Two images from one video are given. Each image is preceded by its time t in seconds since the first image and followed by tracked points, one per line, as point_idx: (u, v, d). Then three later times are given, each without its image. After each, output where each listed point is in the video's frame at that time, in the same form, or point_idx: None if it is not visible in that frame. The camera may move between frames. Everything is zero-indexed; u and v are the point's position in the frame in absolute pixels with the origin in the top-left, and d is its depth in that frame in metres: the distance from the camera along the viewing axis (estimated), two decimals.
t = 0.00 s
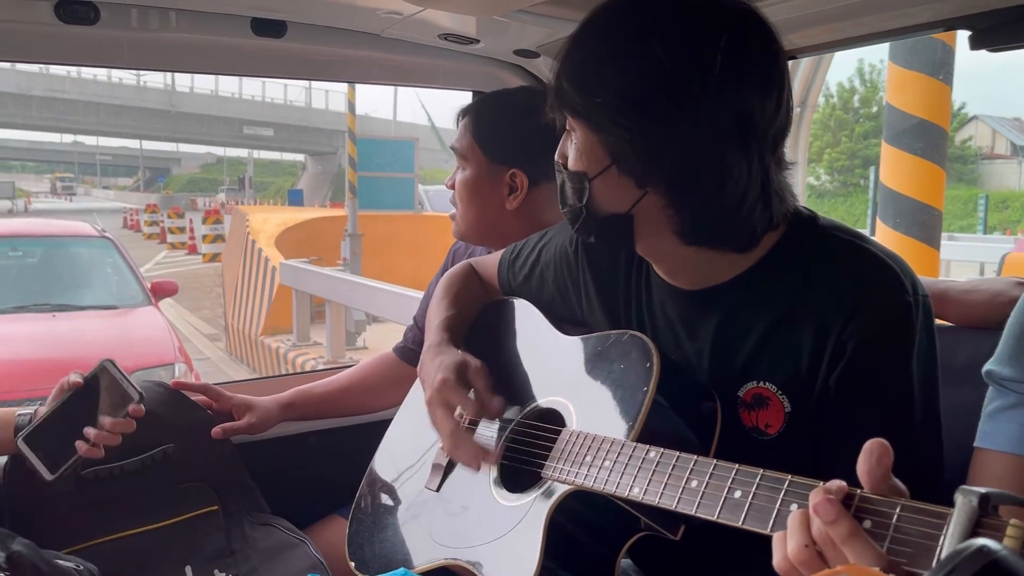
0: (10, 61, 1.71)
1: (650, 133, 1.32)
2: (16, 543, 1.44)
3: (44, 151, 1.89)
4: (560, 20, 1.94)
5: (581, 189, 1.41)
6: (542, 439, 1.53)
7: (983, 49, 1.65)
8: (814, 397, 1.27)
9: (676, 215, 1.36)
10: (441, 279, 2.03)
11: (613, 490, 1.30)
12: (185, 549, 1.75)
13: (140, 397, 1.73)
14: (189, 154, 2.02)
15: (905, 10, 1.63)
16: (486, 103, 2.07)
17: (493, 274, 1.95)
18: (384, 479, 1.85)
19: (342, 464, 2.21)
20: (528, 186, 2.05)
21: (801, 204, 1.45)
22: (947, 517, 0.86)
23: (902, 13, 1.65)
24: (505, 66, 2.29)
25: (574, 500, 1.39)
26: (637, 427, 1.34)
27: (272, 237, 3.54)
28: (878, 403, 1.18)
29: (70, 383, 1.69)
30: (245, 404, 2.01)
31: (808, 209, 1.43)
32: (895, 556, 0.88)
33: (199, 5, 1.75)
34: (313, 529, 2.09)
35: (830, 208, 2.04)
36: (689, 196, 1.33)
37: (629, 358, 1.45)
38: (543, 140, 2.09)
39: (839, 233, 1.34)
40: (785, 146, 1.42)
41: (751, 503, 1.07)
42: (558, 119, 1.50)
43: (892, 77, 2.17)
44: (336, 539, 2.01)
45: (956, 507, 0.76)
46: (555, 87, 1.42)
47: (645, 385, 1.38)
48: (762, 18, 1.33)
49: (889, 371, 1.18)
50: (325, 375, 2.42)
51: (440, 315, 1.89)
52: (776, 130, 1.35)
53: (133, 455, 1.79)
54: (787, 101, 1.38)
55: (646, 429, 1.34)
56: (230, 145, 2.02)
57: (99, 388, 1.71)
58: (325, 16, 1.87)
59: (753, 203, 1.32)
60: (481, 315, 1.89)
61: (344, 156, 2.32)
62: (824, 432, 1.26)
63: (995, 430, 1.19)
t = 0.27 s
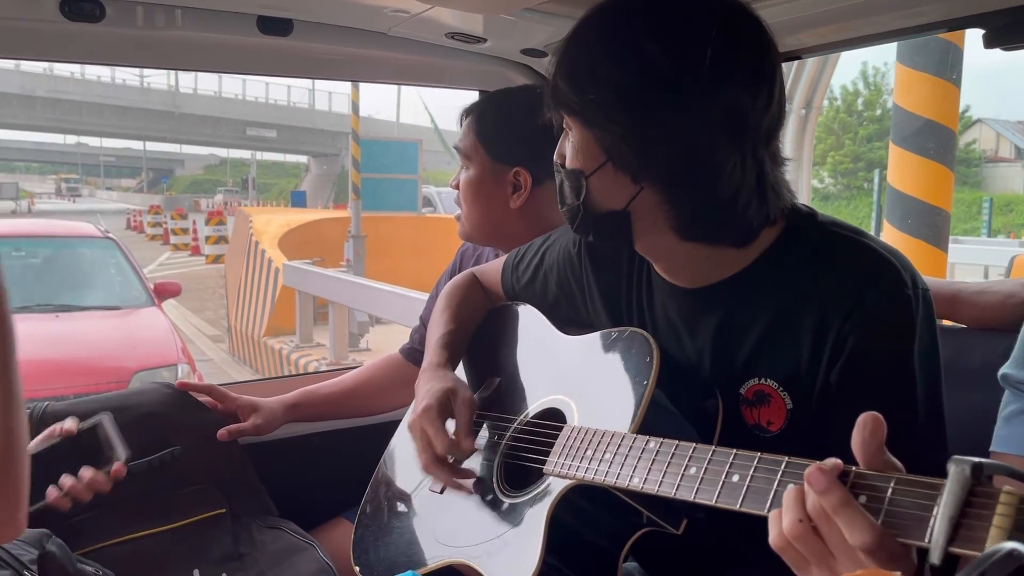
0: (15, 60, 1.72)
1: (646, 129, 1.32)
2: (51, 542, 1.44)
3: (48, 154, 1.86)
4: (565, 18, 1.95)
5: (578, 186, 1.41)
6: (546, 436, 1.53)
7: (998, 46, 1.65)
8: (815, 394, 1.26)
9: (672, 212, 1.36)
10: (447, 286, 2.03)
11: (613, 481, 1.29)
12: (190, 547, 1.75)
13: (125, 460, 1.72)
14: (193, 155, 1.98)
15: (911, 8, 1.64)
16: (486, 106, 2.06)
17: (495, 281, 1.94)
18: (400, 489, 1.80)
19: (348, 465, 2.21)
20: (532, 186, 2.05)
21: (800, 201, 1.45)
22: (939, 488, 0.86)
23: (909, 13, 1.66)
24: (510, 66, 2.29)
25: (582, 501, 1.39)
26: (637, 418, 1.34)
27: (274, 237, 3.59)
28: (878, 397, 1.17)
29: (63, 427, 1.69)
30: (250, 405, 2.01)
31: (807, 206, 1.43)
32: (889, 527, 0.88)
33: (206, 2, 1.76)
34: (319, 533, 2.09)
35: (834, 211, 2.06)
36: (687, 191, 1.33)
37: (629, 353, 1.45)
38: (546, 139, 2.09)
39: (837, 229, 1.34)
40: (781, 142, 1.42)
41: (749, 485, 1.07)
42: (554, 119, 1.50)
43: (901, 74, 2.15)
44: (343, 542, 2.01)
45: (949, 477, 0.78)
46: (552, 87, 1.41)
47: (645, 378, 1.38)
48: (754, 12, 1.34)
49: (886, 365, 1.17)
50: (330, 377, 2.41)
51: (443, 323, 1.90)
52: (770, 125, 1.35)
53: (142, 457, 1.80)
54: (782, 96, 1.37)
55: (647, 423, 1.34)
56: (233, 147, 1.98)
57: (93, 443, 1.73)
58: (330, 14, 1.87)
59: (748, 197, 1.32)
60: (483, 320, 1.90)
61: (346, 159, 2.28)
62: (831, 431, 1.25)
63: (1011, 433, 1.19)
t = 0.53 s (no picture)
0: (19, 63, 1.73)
1: (645, 135, 1.32)
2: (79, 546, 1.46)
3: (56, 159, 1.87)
4: (567, 24, 1.96)
5: (578, 192, 1.41)
6: (545, 441, 1.53)
7: (993, 55, 1.65)
8: (815, 401, 1.27)
9: (671, 217, 1.36)
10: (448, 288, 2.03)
11: (613, 485, 1.30)
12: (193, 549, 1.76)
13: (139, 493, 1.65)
14: (195, 157, 1.96)
15: (912, 15, 1.64)
16: (487, 109, 2.06)
17: (497, 284, 1.96)
18: (397, 490, 1.81)
19: (347, 468, 2.21)
20: (533, 191, 2.06)
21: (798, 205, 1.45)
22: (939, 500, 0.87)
23: (910, 21, 1.66)
24: (511, 71, 2.30)
25: (581, 505, 1.40)
26: (637, 424, 1.36)
27: (277, 239, 3.44)
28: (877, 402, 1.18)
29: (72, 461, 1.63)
30: (252, 407, 2.02)
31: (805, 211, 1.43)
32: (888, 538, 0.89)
33: (209, 7, 1.77)
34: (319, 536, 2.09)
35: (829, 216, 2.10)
36: (687, 197, 1.34)
37: (630, 357, 1.46)
38: (549, 144, 2.10)
39: (835, 234, 1.34)
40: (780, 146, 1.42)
41: (748, 494, 1.08)
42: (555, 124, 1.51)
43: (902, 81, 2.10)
44: (342, 545, 2.02)
45: (948, 489, 0.79)
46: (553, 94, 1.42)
47: (646, 384, 1.39)
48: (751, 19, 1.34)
49: (887, 370, 1.17)
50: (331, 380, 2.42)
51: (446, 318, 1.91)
52: (769, 131, 1.36)
53: (154, 458, 1.81)
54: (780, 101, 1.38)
55: (646, 427, 1.35)
56: (236, 149, 1.97)
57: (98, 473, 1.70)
58: (333, 19, 1.88)
59: (747, 203, 1.33)
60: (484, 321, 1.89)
61: (348, 163, 2.30)
62: (828, 436, 1.26)
63: (1005, 438, 1.20)
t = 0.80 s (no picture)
0: (22, 66, 1.73)
1: (661, 143, 1.32)
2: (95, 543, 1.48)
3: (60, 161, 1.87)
4: (570, 30, 1.96)
5: (593, 196, 1.42)
6: (549, 448, 1.53)
7: (995, 62, 1.65)
8: (821, 410, 1.27)
9: (684, 225, 1.37)
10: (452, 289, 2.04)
11: (619, 494, 1.30)
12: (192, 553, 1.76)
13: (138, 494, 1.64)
14: (200, 160, 2.02)
15: (914, 22, 1.64)
16: (494, 113, 2.07)
17: (502, 283, 1.96)
18: (395, 491, 1.82)
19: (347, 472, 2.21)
20: (536, 195, 2.07)
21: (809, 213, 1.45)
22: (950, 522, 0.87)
23: (912, 28, 1.67)
24: (513, 76, 2.30)
25: (582, 512, 1.40)
26: (643, 433, 1.35)
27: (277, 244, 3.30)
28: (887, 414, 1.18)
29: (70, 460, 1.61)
30: (253, 409, 2.02)
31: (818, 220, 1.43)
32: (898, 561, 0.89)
33: (212, 11, 1.77)
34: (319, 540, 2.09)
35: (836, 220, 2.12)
36: (699, 205, 1.34)
37: (636, 365, 1.45)
38: (555, 149, 2.10)
39: (846, 243, 1.34)
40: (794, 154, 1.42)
41: (756, 508, 1.07)
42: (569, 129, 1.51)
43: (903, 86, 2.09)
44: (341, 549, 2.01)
45: (959, 512, 0.79)
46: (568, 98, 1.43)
47: (652, 392, 1.39)
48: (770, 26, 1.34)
49: (894, 382, 1.18)
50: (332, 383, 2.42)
51: (450, 323, 1.91)
52: (785, 140, 1.36)
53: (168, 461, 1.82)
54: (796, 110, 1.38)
55: (652, 435, 1.34)
56: (239, 152, 2.01)
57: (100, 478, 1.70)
58: (336, 23, 1.88)
59: (761, 213, 1.33)
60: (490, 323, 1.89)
61: (352, 165, 2.28)
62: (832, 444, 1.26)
63: (1004, 444, 1.20)
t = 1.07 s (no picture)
0: (22, 67, 1.73)
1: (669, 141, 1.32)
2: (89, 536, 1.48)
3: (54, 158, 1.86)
4: (570, 31, 1.95)
5: (598, 193, 1.40)
6: (547, 450, 1.52)
7: (998, 65, 1.64)
8: (823, 414, 1.27)
9: (692, 225, 1.36)
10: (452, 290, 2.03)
11: (616, 498, 1.29)
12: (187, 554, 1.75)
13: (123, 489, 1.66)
14: (200, 161, 1.98)
15: (915, 25, 1.64)
16: (496, 116, 2.06)
17: (502, 285, 1.95)
18: (395, 495, 1.81)
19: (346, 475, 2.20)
20: (540, 198, 2.06)
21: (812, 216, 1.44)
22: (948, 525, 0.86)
23: (914, 30, 1.66)
24: (514, 78, 2.30)
25: (580, 514, 1.39)
26: (639, 437, 1.34)
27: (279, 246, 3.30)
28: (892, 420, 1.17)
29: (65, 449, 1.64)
30: (251, 412, 2.04)
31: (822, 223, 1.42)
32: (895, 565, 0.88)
33: (211, 11, 1.77)
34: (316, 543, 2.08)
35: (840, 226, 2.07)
36: (706, 205, 1.33)
37: (635, 366, 1.44)
38: (557, 151, 2.10)
39: (849, 246, 1.34)
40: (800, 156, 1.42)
41: (753, 511, 1.07)
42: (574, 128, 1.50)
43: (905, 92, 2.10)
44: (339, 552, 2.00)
45: (957, 515, 0.77)
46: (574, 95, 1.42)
47: (650, 394, 1.38)
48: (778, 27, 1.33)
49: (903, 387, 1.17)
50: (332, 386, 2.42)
51: (450, 323, 1.91)
52: (792, 140, 1.36)
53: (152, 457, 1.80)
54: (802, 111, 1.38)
55: (650, 439, 1.33)
56: (241, 156, 1.98)
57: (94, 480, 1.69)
58: (336, 24, 1.88)
59: (769, 213, 1.32)
60: (491, 325, 1.89)
61: (352, 168, 2.26)
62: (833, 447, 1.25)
63: (1007, 450, 1.21)
